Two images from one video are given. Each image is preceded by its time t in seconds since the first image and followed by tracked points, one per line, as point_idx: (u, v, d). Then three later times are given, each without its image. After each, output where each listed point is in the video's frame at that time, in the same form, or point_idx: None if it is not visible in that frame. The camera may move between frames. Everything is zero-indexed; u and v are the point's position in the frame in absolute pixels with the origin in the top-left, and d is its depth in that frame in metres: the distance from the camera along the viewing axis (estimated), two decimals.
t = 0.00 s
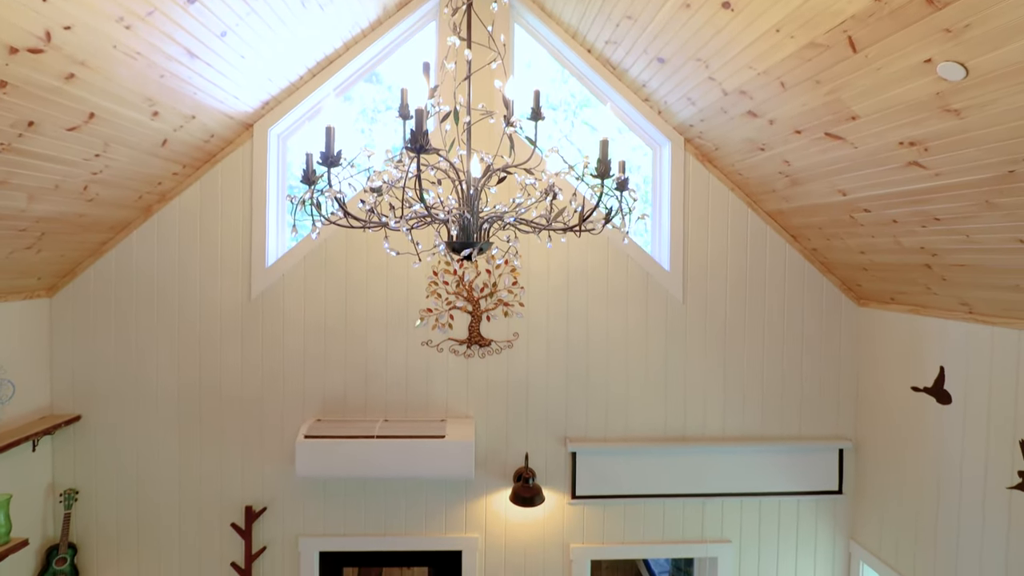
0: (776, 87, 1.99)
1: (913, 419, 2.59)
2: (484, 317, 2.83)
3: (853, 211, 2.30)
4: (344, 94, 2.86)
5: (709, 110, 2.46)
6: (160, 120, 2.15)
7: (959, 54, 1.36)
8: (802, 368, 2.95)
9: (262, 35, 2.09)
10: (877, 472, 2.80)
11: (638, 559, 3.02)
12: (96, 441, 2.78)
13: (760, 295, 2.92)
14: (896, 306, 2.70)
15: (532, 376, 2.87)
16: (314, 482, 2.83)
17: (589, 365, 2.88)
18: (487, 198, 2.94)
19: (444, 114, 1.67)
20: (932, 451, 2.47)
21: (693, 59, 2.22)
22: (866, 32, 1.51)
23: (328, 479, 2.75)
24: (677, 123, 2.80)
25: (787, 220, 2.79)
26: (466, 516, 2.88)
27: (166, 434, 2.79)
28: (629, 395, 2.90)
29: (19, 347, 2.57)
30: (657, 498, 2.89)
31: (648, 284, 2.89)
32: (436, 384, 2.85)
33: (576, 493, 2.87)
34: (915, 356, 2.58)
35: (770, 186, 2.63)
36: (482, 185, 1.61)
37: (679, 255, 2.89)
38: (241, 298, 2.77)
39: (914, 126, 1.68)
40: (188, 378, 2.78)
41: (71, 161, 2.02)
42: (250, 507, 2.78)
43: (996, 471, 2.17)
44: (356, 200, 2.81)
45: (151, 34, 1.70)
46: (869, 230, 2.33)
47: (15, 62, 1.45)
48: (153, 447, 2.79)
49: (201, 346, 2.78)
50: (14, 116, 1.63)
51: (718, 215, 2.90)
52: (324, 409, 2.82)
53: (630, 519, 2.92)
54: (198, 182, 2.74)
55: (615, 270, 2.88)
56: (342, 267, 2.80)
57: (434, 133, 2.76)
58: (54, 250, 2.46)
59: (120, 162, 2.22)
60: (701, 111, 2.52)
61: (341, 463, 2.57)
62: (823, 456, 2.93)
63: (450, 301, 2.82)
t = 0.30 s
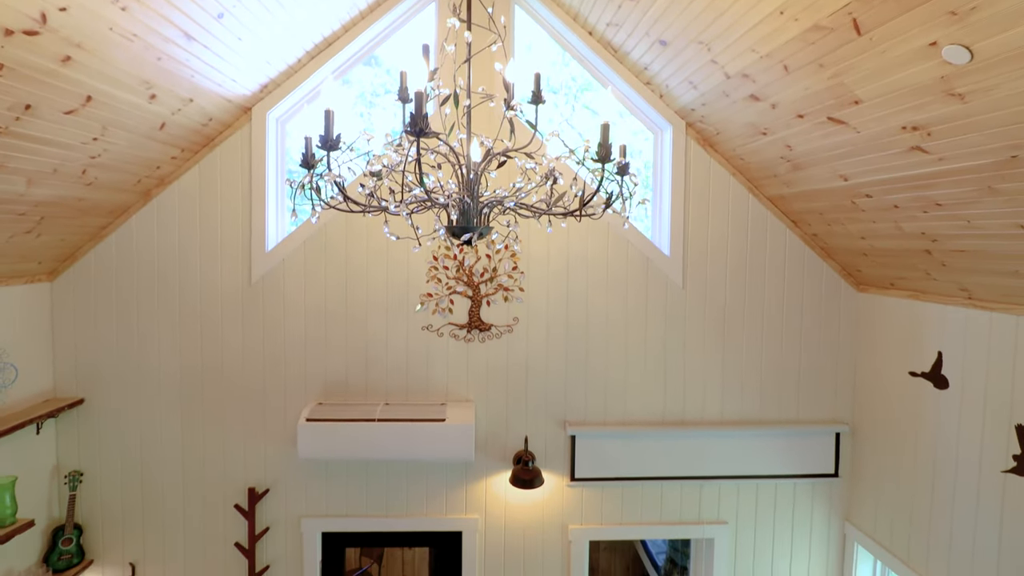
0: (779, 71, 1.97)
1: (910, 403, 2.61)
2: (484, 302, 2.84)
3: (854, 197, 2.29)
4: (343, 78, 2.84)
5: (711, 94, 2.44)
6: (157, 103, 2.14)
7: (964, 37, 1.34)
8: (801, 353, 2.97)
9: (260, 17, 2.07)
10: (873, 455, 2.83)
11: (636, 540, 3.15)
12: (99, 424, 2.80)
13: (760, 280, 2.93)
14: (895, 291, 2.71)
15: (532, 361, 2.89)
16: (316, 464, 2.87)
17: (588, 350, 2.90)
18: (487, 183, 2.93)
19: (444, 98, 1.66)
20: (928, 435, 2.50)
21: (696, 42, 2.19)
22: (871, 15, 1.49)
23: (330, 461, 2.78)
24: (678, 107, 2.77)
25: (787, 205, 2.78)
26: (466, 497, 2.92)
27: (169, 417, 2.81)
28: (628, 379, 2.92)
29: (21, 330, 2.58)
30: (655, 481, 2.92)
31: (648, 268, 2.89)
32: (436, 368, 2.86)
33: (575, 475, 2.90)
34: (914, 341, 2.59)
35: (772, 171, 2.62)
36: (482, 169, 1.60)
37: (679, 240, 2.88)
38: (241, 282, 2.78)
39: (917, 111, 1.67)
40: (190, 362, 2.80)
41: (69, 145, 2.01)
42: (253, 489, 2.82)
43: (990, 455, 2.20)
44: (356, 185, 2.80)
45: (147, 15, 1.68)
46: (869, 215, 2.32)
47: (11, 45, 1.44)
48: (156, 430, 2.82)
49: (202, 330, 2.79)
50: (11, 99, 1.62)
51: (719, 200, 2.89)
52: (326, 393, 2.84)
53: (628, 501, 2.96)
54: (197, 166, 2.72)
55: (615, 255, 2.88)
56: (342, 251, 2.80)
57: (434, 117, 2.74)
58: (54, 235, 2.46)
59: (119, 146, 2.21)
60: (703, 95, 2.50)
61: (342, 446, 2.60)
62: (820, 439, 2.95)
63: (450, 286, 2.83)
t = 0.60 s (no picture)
0: (783, 54, 1.95)
1: (907, 388, 2.63)
2: (484, 287, 2.84)
3: (856, 181, 2.28)
4: (342, 61, 2.81)
5: (714, 78, 2.42)
6: (155, 86, 2.12)
7: (970, 20, 1.33)
8: (800, 338, 2.98)
9: None
10: (870, 439, 2.86)
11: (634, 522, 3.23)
12: (102, 407, 2.83)
13: (760, 265, 2.93)
14: (895, 277, 2.71)
15: (532, 346, 2.90)
16: (318, 446, 2.90)
17: (588, 334, 2.91)
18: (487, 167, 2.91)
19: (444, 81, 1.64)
20: (924, 419, 2.52)
21: (699, 24, 2.16)
22: None
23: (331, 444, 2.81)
24: (681, 91, 2.75)
25: (789, 190, 2.77)
26: (466, 479, 2.96)
27: (171, 401, 2.84)
28: (627, 364, 2.94)
29: (22, 315, 2.59)
30: (653, 464, 2.95)
31: (648, 253, 2.89)
32: (437, 352, 2.88)
33: (574, 458, 2.93)
34: (913, 327, 2.60)
35: (774, 155, 2.60)
36: (482, 153, 1.59)
37: (680, 225, 2.88)
38: (241, 266, 2.78)
39: (921, 95, 1.65)
40: (191, 347, 2.81)
41: (67, 129, 2.00)
42: (256, 471, 2.85)
43: (986, 439, 2.22)
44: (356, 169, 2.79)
45: None
46: (871, 200, 2.31)
47: (6, 27, 1.42)
48: (159, 414, 2.84)
49: (203, 314, 2.79)
50: (7, 82, 1.61)
51: (720, 184, 2.87)
52: (327, 377, 2.86)
53: (626, 483, 3.00)
54: (196, 150, 2.71)
55: (616, 240, 2.87)
56: (342, 235, 2.79)
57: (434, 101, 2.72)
58: (53, 219, 2.45)
59: (116, 129, 2.19)
60: (705, 79, 2.48)
61: (344, 429, 2.62)
62: (817, 423, 2.98)
63: (450, 271, 2.81)
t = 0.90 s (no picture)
0: (786, 36, 1.92)
1: (905, 372, 2.65)
2: (484, 272, 2.85)
3: (858, 166, 2.27)
4: (340, 43, 2.78)
5: (716, 61, 2.39)
6: (152, 69, 2.10)
7: (977, 3, 1.31)
8: (799, 323, 2.99)
9: None
10: (867, 423, 2.89)
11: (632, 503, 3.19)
12: (105, 390, 2.85)
13: (760, 250, 2.92)
14: (896, 262, 2.71)
15: (532, 330, 2.91)
16: (320, 429, 2.92)
17: (588, 319, 2.92)
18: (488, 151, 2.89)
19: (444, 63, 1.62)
20: (921, 404, 2.54)
21: (702, 6, 2.14)
22: None
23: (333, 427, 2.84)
24: (683, 74, 2.72)
25: (790, 175, 2.76)
26: (466, 462, 2.99)
27: (173, 384, 2.85)
28: (627, 349, 2.95)
29: (23, 299, 2.59)
30: (651, 447, 2.98)
31: (649, 238, 2.89)
32: (437, 337, 2.89)
33: (573, 441, 2.96)
34: (912, 312, 2.61)
35: (776, 140, 2.58)
36: (482, 137, 1.58)
37: (680, 209, 2.87)
38: (241, 251, 2.78)
39: (926, 79, 1.64)
40: (193, 330, 2.82)
41: (63, 112, 1.98)
42: (258, 453, 2.88)
43: (982, 424, 2.24)
44: (356, 153, 2.77)
45: None
46: (873, 185, 2.30)
47: None
48: (161, 397, 2.86)
49: (204, 298, 2.80)
50: (3, 65, 1.59)
51: (721, 169, 2.86)
52: (328, 360, 2.87)
53: (625, 466, 3.03)
54: (194, 133, 2.69)
55: (616, 225, 2.87)
56: (342, 219, 2.79)
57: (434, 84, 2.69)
58: (52, 203, 2.45)
59: (114, 113, 2.18)
60: (708, 62, 2.45)
61: (345, 413, 2.64)
62: (815, 407, 3.00)
63: (450, 256, 2.83)
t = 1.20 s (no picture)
0: (791, 19, 1.90)
1: (904, 357, 2.66)
2: (485, 257, 2.85)
3: (860, 151, 2.25)
4: (339, 26, 2.75)
5: (719, 44, 2.37)
6: (149, 51, 2.07)
7: None
8: (799, 308, 2.99)
9: None
10: (864, 408, 2.91)
11: (630, 485, 3.19)
12: (108, 374, 2.87)
13: (761, 235, 2.92)
14: (896, 248, 2.71)
15: (532, 314, 2.92)
16: (321, 413, 2.95)
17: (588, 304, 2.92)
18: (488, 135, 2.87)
19: (444, 45, 1.60)
20: (918, 388, 2.56)
21: None
22: None
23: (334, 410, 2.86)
24: (686, 57, 2.69)
25: (792, 160, 2.74)
26: (466, 445, 3.02)
27: (175, 368, 2.87)
28: (627, 333, 2.96)
29: (24, 283, 2.60)
30: (650, 430, 3.01)
31: (649, 223, 2.88)
32: (437, 321, 2.90)
33: (573, 424, 2.99)
34: (912, 298, 2.61)
35: (778, 124, 2.56)
36: (482, 121, 1.57)
37: (681, 194, 2.86)
38: (241, 234, 2.77)
39: (931, 62, 1.62)
40: (193, 315, 2.83)
41: (61, 95, 1.96)
42: (261, 436, 2.91)
43: (979, 408, 2.26)
44: (355, 137, 2.75)
45: None
46: (875, 170, 2.29)
47: None
48: (164, 381, 2.88)
49: (204, 283, 2.80)
50: None
51: (723, 153, 2.84)
52: (329, 345, 2.89)
53: (624, 449, 3.06)
54: (192, 117, 2.67)
55: (617, 209, 2.86)
56: (342, 204, 2.78)
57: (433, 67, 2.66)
58: (51, 187, 2.44)
59: (112, 96, 2.16)
60: (711, 45, 2.42)
61: (347, 396, 2.66)
62: (813, 391, 3.03)
63: (450, 241, 2.83)
